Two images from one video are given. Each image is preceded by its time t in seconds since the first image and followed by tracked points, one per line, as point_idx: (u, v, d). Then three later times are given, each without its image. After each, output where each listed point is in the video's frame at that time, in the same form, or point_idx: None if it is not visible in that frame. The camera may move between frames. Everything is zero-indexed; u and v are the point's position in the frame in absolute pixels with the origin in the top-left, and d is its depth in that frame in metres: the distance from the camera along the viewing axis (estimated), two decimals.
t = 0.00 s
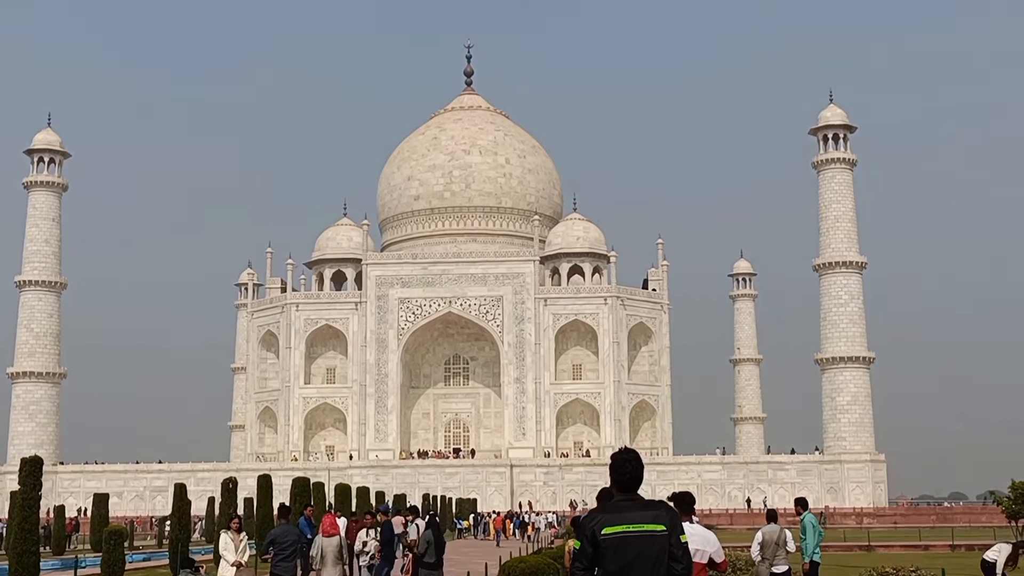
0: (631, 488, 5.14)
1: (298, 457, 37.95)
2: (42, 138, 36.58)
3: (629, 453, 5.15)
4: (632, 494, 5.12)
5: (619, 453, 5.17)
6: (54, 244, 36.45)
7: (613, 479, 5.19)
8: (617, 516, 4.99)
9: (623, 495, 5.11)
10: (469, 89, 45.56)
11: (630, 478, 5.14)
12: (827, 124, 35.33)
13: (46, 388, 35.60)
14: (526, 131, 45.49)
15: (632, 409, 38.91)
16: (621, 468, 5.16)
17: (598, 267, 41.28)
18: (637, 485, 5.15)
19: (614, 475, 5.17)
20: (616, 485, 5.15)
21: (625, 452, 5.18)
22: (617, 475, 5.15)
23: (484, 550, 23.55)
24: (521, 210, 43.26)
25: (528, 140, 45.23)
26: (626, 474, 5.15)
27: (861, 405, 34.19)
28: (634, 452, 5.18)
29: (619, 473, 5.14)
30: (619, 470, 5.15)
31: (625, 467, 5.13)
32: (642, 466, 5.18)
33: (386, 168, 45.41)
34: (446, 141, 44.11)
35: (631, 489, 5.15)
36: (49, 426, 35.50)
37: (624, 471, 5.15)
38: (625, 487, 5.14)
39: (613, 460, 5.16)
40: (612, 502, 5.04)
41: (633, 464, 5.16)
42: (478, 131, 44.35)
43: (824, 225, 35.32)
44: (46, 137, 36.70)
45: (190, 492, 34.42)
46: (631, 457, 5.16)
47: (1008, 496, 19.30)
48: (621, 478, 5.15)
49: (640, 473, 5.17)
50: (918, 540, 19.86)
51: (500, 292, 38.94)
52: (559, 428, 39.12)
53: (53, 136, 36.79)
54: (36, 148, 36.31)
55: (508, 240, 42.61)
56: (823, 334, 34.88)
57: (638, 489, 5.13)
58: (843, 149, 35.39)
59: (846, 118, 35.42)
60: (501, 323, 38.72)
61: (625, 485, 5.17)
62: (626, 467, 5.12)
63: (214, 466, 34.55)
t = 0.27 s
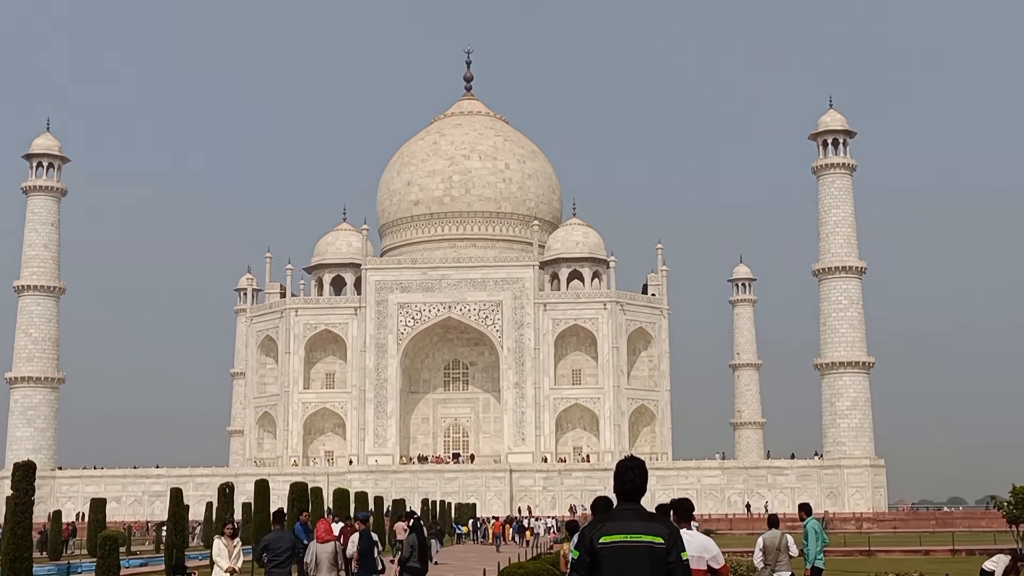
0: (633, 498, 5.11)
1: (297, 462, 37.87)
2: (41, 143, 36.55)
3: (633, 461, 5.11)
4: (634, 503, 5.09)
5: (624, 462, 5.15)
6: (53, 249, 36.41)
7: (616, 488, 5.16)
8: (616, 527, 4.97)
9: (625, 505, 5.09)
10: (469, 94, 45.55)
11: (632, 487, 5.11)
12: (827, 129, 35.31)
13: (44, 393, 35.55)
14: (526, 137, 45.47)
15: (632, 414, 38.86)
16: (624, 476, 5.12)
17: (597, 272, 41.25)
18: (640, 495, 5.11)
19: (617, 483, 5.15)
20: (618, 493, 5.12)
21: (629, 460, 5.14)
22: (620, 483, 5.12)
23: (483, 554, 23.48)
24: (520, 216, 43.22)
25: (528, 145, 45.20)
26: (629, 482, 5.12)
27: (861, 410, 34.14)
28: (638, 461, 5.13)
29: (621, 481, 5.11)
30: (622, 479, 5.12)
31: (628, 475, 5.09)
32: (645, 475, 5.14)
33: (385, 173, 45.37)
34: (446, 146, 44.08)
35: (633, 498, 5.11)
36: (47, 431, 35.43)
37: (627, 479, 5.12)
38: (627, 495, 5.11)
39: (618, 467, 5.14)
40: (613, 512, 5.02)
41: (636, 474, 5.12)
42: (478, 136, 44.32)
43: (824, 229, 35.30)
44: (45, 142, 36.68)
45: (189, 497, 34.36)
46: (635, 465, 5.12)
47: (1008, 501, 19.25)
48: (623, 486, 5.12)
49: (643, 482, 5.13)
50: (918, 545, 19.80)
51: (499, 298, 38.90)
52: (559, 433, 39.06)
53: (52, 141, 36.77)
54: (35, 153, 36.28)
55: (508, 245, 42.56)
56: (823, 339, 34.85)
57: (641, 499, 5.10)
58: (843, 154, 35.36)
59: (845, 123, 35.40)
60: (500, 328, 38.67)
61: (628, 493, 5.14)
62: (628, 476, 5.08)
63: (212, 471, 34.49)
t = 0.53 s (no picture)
0: (630, 490, 5.06)
1: (292, 462, 37.78)
2: (34, 142, 36.45)
3: (630, 454, 5.06)
4: (630, 496, 5.04)
5: (622, 454, 5.10)
6: (47, 249, 36.31)
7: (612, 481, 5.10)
8: (613, 520, 4.93)
9: (622, 499, 5.04)
10: (464, 92, 45.48)
11: (628, 480, 5.06)
12: (822, 127, 35.27)
13: (38, 393, 35.45)
14: (521, 135, 45.40)
15: (628, 413, 38.81)
16: (620, 469, 5.08)
17: (593, 271, 41.19)
18: (636, 488, 5.07)
19: (613, 476, 5.10)
20: (615, 486, 5.08)
21: (626, 453, 5.09)
22: (616, 475, 5.08)
23: (479, 554, 23.41)
24: (515, 214, 43.15)
25: (523, 143, 45.13)
26: (625, 475, 5.07)
27: (857, 408, 34.10)
28: (635, 454, 5.08)
29: (617, 474, 5.06)
30: (618, 472, 5.06)
31: (624, 468, 5.04)
32: (643, 468, 5.08)
33: (380, 171, 45.29)
34: (441, 145, 44.01)
35: (629, 491, 5.07)
36: (41, 432, 35.33)
37: (623, 472, 5.07)
38: (623, 488, 5.06)
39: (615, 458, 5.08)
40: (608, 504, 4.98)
41: (633, 466, 5.07)
42: (473, 134, 44.25)
43: (819, 227, 35.26)
44: (38, 141, 36.57)
45: (184, 497, 34.26)
46: (631, 459, 5.07)
47: (1005, 498, 19.21)
48: (620, 478, 5.07)
49: (639, 475, 5.09)
50: (915, 543, 19.75)
51: (494, 296, 38.84)
52: (554, 432, 39.00)
53: (46, 140, 36.67)
54: (29, 152, 36.17)
55: (503, 244, 42.49)
56: (819, 337, 34.81)
57: (637, 491, 5.05)
58: (838, 152, 35.33)
59: (840, 121, 35.37)
60: (496, 327, 38.60)
61: (625, 486, 5.09)
62: (625, 469, 5.03)
63: (207, 471, 34.40)
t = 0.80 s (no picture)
0: (625, 494, 5.03)
1: (292, 464, 37.69)
2: (33, 144, 36.36)
3: (622, 459, 5.06)
4: (626, 499, 5.01)
5: (615, 460, 5.10)
6: (46, 251, 36.23)
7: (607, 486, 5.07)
8: (613, 523, 4.87)
9: (620, 502, 4.99)
10: (463, 94, 45.40)
11: (623, 483, 5.04)
12: (822, 128, 35.20)
13: (37, 396, 35.36)
14: (521, 136, 45.33)
15: (628, 415, 38.72)
16: (614, 474, 5.06)
17: (593, 272, 41.11)
18: (631, 492, 5.04)
19: (608, 481, 5.08)
20: (610, 492, 5.04)
21: (620, 459, 5.08)
22: (611, 480, 5.05)
23: (479, 556, 23.33)
24: (515, 216, 43.07)
25: (522, 145, 45.05)
26: (619, 479, 5.05)
27: (858, 409, 34.03)
28: (627, 459, 5.08)
29: (612, 477, 5.05)
30: (613, 477, 5.04)
31: (618, 472, 5.03)
32: (639, 475, 5.06)
33: (380, 173, 45.21)
34: (440, 146, 43.93)
35: (625, 495, 5.04)
36: (40, 434, 35.24)
37: (617, 476, 5.05)
38: (618, 492, 5.03)
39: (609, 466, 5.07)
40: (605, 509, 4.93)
41: (627, 471, 5.06)
42: (472, 136, 44.18)
43: (820, 228, 35.19)
44: (37, 143, 36.48)
45: (184, 500, 34.16)
46: (624, 463, 5.06)
47: (1008, 499, 19.14)
48: (615, 482, 5.05)
49: (633, 479, 5.06)
50: (917, 546, 19.66)
51: (494, 298, 38.76)
52: (555, 434, 38.93)
53: (45, 142, 36.59)
54: (28, 154, 36.09)
55: (503, 245, 42.40)
56: (819, 338, 34.73)
57: (633, 496, 5.02)
58: (838, 153, 35.26)
59: (840, 121, 35.30)
60: (496, 328, 38.52)
61: (620, 490, 5.06)
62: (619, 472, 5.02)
63: (207, 473, 34.31)
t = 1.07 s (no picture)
0: (619, 491, 5.12)
1: (292, 464, 37.62)
2: (33, 144, 36.31)
3: (614, 458, 5.13)
4: (620, 498, 5.10)
5: (608, 459, 5.17)
6: (46, 251, 36.18)
7: (600, 484, 5.15)
8: (608, 523, 4.97)
9: (613, 501, 5.09)
10: (464, 93, 45.36)
11: (616, 481, 5.12)
12: (823, 126, 35.12)
13: (38, 396, 35.31)
14: (521, 136, 45.28)
15: (629, 414, 38.65)
16: (607, 472, 5.13)
17: (594, 271, 41.05)
18: (624, 489, 5.13)
19: (600, 479, 5.16)
20: (603, 490, 5.13)
21: (611, 457, 5.16)
22: (603, 478, 5.13)
23: (481, 556, 23.26)
24: (516, 215, 43.02)
25: (523, 144, 45.01)
26: (611, 477, 5.13)
27: (859, 408, 33.95)
28: (620, 458, 5.15)
29: (604, 476, 5.12)
30: (605, 475, 5.12)
31: (610, 470, 5.11)
32: (630, 472, 5.15)
33: (380, 172, 45.17)
34: (441, 146, 43.89)
35: (618, 492, 5.13)
36: (41, 435, 35.18)
37: (609, 475, 5.13)
38: (611, 490, 5.12)
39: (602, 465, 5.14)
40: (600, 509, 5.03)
41: (618, 469, 5.14)
42: (472, 135, 44.12)
43: (821, 227, 35.12)
44: (36, 143, 36.43)
45: (184, 500, 34.08)
46: (617, 462, 5.13)
47: (1011, 498, 19.07)
48: (607, 480, 5.13)
49: (625, 476, 5.15)
50: (920, 544, 19.58)
51: (495, 297, 38.69)
52: (556, 434, 38.85)
53: (45, 142, 36.53)
54: (27, 154, 36.04)
55: (504, 245, 42.34)
56: (821, 337, 34.65)
57: (626, 493, 5.12)
58: (839, 151, 35.19)
59: (842, 120, 35.22)
60: (497, 328, 38.45)
61: (613, 487, 5.14)
62: (612, 471, 5.09)
63: (207, 473, 34.24)
